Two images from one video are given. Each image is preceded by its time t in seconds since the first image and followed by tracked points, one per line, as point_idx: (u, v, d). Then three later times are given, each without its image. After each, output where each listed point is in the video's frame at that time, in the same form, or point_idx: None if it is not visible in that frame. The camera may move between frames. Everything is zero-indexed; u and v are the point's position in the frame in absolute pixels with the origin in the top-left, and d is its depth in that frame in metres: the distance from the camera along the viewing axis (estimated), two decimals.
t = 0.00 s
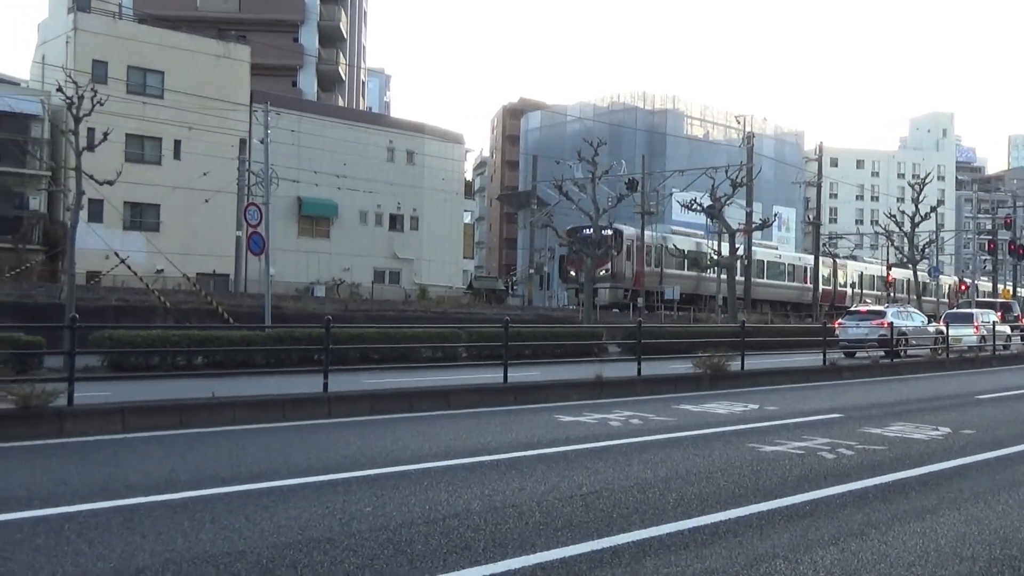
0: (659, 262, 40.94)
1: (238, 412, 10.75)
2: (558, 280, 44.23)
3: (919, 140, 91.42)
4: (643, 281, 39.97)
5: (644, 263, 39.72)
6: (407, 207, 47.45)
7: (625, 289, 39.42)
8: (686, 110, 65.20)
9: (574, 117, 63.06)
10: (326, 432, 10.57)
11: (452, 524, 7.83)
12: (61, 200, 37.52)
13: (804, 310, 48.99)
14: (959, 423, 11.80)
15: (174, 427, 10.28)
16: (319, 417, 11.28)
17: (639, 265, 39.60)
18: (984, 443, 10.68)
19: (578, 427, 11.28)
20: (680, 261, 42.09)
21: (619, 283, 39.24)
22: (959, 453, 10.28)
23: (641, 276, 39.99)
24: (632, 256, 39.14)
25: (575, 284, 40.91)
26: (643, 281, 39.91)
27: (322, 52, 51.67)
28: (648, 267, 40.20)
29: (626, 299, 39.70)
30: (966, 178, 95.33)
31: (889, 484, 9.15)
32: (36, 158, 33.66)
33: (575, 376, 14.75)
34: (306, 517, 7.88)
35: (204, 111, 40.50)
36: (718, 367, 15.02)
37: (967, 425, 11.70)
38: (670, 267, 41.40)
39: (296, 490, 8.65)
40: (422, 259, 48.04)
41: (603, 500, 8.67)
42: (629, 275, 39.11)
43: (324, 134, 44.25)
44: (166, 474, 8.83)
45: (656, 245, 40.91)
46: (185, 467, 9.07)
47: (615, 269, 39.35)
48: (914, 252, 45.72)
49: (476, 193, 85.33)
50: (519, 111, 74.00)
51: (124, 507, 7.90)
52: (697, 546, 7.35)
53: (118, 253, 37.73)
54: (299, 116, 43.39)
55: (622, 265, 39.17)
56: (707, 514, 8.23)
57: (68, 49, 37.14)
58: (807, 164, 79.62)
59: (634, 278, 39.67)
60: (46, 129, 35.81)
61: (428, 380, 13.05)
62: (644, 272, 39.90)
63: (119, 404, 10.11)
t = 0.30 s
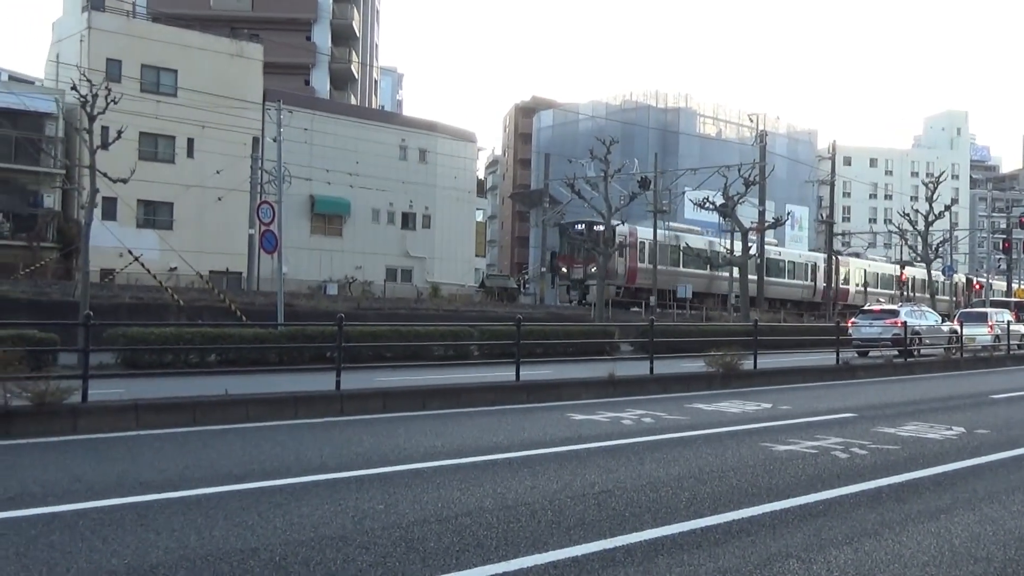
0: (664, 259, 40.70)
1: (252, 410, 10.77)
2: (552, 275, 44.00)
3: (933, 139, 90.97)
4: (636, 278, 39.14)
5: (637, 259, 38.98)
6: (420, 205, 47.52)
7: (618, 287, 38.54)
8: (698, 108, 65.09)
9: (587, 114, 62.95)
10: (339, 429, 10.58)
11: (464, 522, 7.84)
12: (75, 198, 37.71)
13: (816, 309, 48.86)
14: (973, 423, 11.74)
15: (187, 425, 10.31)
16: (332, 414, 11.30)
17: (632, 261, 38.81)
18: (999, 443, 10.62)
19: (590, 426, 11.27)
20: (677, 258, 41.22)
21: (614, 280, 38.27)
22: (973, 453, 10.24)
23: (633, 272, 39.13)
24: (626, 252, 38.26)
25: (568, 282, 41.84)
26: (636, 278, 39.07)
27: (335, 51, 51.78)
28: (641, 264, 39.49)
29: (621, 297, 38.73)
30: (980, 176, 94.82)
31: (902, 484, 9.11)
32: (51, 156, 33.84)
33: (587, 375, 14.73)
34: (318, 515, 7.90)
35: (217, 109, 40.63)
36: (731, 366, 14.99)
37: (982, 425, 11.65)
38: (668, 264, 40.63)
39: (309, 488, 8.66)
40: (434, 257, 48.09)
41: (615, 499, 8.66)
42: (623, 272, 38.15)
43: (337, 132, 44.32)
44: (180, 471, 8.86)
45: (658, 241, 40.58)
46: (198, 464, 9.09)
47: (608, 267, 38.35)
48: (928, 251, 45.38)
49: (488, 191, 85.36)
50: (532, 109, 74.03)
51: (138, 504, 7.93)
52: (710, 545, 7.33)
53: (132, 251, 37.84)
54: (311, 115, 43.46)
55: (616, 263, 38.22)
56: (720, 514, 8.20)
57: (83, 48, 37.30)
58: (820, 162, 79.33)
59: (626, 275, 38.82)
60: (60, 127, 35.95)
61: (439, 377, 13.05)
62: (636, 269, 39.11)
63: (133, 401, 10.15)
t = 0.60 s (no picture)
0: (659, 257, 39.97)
1: (264, 407, 10.79)
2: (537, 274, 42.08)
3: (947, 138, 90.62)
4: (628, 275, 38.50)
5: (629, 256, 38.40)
6: (432, 203, 47.66)
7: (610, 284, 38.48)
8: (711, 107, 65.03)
9: (600, 113, 62.62)
10: (352, 427, 10.58)
11: (476, 520, 7.84)
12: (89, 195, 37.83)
13: (829, 308, 48.69)
14: (986, 424, 11.68)
15: (201, 421, 10.33)
16: (344, 411, 11.31)
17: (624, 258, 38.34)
18: (1012, 445, 10.57)
19: (603, 425, 11.26)
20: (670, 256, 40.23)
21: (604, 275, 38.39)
22: (986, 454, 10.19)
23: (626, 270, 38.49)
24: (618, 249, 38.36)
25: (557, 278, 39.88)
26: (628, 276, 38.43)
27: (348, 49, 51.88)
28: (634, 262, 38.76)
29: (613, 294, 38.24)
30: (995, 177, 94.34)
31: (916, 485, 9.07)
32: (66, 153, 33.99)
33: (599, 374, 14.68)
34: (330, 512, 7.91)
35: (230, 106, 40.70)
36: (744, 366, 14.95)
37: (996, 426, 11.59)
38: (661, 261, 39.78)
39: (321, 484, 8.68)
40: (447, 255, 48.22)
41: (626, 497, 8.65)
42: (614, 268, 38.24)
43: (351, 130, 44.39)
44: (193, 468, 8.89)
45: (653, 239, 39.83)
46: (211, 461, 9.11)
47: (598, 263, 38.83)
48: (942, 251, 45.03)
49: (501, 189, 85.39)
50: (545, 108, 74.03)
51: (150, 499, 7.95)
52: (723, 545, 7.31)
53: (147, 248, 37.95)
54: (325, 113, 43.53)
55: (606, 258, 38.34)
56: (733, 513, 8.17)
57: (98, 45, 37.45)
58: (834, 161, 79.07)
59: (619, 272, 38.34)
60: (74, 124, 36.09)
61: (451, 376, 13.05)
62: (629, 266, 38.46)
63: (147, 397, 10.18)
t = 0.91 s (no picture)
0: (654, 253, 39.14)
1: (279, 405, 10.82)
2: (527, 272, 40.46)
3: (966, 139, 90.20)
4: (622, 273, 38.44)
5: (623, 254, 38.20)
6: (448, 202, 47.71)
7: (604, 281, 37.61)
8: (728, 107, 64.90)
9: (616, 112, 62.60)
10: (367, 425, 10.60)
11: (491, 519, 7.83)
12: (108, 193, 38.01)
13: (846, 309, 48.55)
14: (1005, 427, 11.60)
15: (217, 420, 10.37)
16: (360, 410, 11.32)
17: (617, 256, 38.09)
18: None
19: (618, 425, 11.24)
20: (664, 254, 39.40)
21: (599, 272, 37.45)
22: (1006, 456, 10.12)
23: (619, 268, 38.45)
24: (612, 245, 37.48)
25: (550, 276, 38.48)
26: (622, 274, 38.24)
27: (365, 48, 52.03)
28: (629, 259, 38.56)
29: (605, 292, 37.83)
30: (1014, 178, 93.87)
31: (933, 487, 9.01)
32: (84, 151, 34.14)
33: (614, 374, 14.66)
34: (347, 510, 7.92)
35: (247, 105, 40.79)
36: (760, 366, 14.91)
37: (1016, 429, 11.50)
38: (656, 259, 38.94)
39: (337, 483, 8.69)
40: (462, 255, 48.27)
41: (643, 498, 8.64)
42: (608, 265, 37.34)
43: (368, 129, 44.47)
44: (209, 465, 8.91)
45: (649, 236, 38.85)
46: (228, 458, 9.14)
47: (592, 260, 37.61)
48: (959, 252, 44.57)
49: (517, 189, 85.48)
50: (561, 107, 74.08)
51: (168, 497, 7.98)
52: (739, 546, 7.29)
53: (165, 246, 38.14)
54: (342, 111, 43.61)
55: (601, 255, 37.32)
56: (750, 515, 8.15)
57: (116, 45, 37.64)
58: (851, 161, 78.84)
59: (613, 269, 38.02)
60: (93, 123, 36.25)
61: (466, 375, 13.04)
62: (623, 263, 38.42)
63: (163, 395, 10.22)
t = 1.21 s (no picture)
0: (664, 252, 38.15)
1: (312, 405, 10.87)
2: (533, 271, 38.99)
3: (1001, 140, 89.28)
4: (629, 272, 37.17)
5: (631, 254, 36.89)
6: (478, 203, 47.74)
7: (611, 281, 36.35)
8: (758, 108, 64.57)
9: (645, 113, 62.31)
10: (399, 427, 10.61)
11: (523, 521, 7.82)
12: (141, 194, 38.36)
13: (878, 312, 48.18)
14: None
15: (250, 419, 10.44)
16: (391, 410, 11.35)
17: (625, 256, 36.81)
18: None
19: (649, 426, 11.22)
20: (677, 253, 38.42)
21: (606, 272, 36.15)
22: None
23: (627, 267, 37.16)
24: (620, 245, 36.16)
25: (556, 275, 37.17)
26: (629, 273, 37.04)
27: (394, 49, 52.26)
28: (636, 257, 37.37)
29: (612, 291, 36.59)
30: None
31: (968, 492, 8.91)
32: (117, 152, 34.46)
33: (644, 375, 14.62)
34: (379, 510, 7.93)
35: (277, 106, 41.02)
36: (791, 369, 14.81)
37: None
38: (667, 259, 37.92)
39: (368, 483, 8.72)
40: (492, 256, 48.29)
41: (675, 500, 8.60)
42: (615, 265, 36.02)
43: (398, 130, 44.66)
44: (242, 464, 8.97)
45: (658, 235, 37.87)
46: (259, 458, 9.19)
47: (599, 259, 36.14)
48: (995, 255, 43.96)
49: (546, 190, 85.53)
50: (590, 108, 74.06)
51: (203, 495, 8.04)
52: (773, 550, 7.24)
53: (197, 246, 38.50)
54: (372, 113, 43.87)
55: (608, 254, 35.98)
56: (782, 518, 8.10)
57: (150, 47, 38.00)
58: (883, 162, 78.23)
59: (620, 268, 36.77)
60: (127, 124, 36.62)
61: (496, 376, 13.05)
62: (631, 262, 37.15)
63: (197, 394, 10.31)
